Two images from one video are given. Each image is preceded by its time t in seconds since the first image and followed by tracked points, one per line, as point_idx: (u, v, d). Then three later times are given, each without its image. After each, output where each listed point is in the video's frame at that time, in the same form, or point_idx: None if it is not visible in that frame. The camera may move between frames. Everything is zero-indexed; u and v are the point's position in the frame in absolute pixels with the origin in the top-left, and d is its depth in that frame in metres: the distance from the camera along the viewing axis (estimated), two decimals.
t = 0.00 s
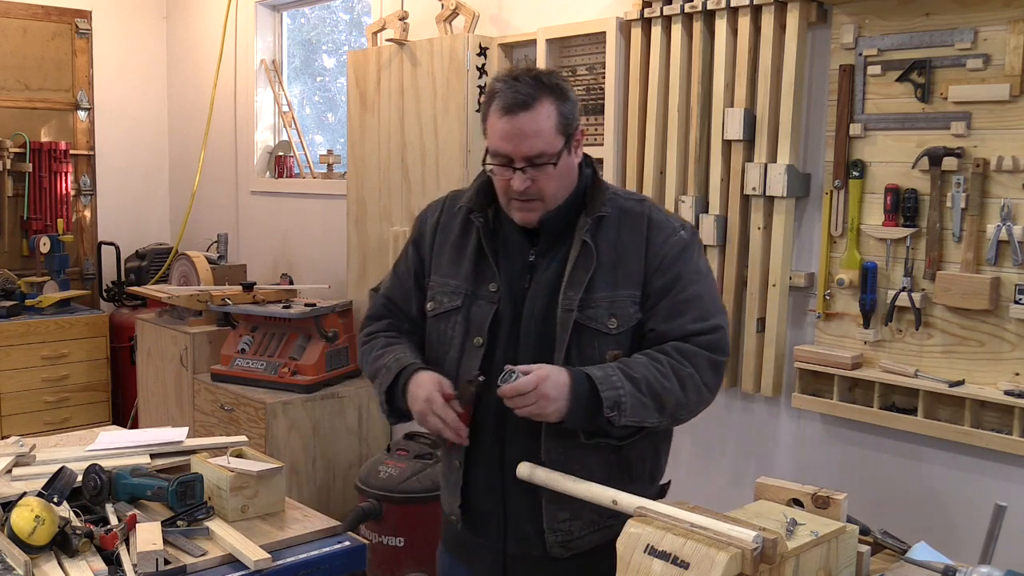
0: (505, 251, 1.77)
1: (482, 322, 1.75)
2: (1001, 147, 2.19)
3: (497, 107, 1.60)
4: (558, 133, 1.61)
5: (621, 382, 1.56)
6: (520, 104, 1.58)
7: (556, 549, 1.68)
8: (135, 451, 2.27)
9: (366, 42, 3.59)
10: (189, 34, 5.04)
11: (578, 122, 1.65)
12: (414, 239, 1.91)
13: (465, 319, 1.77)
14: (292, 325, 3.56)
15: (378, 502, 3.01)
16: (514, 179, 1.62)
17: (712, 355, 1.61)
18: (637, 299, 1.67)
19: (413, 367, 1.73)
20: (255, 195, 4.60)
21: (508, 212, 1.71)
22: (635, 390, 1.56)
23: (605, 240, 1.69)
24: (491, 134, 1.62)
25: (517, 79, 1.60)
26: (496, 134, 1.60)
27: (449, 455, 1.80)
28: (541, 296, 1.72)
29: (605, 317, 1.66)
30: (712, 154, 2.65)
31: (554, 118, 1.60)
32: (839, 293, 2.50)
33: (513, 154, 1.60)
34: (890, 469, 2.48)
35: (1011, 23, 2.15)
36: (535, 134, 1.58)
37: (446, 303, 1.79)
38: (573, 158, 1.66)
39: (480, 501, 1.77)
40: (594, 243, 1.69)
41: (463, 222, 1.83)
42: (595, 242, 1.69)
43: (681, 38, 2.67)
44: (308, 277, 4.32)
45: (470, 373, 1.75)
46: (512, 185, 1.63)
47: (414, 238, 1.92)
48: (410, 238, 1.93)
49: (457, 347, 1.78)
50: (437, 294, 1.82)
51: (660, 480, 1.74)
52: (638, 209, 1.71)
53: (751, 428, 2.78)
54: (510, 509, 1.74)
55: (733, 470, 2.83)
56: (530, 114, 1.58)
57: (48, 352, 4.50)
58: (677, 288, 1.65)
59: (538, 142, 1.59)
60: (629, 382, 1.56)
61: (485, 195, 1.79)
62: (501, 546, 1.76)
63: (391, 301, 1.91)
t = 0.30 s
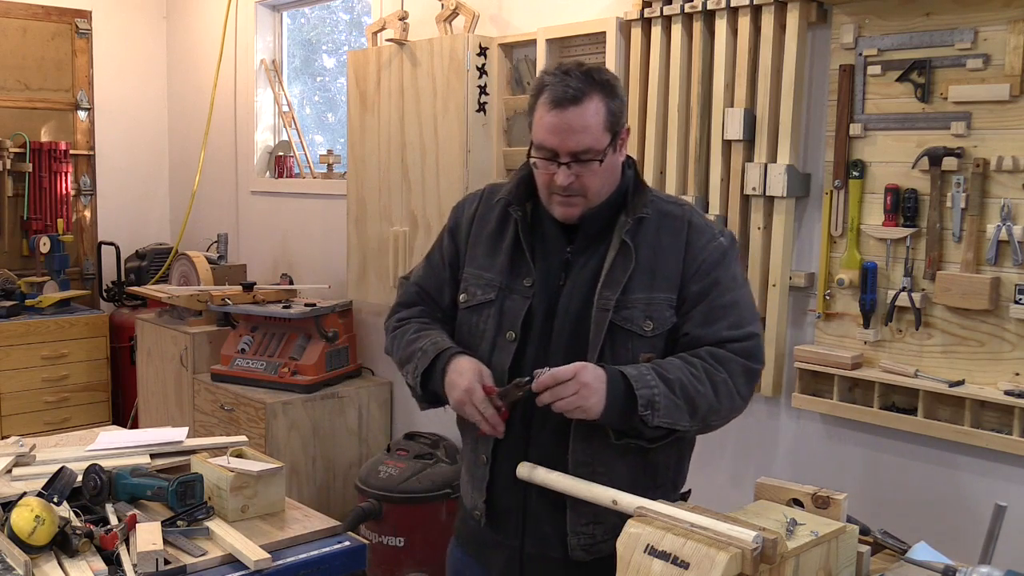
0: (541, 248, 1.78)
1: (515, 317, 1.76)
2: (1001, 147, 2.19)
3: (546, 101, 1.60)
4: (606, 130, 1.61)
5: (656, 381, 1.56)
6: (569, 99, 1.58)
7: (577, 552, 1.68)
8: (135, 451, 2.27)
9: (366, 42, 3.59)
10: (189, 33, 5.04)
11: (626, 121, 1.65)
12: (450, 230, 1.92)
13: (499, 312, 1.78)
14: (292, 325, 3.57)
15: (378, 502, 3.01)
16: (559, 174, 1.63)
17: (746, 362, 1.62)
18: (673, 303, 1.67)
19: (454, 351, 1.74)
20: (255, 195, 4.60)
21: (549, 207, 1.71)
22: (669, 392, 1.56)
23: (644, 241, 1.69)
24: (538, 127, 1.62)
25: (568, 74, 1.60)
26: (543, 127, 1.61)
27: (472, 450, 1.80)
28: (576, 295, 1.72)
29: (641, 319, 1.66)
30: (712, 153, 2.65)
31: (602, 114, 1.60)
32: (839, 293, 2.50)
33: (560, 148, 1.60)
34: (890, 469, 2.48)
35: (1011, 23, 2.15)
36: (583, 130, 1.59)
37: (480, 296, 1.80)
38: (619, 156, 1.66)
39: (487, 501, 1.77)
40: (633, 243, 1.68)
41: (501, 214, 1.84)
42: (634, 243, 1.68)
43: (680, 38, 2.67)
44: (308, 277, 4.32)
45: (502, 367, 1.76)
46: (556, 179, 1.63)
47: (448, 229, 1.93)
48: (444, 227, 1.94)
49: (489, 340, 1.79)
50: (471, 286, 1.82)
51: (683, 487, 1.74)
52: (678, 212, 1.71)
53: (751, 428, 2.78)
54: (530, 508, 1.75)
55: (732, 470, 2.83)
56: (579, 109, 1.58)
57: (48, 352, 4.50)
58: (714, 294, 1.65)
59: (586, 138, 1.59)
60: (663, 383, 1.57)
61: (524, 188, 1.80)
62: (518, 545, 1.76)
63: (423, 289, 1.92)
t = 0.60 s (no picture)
0: (557, 248, 1.78)
1: (529, 316, 1.76)
2: (1001, 147, 2.19)
3: (567, 100, 1.61)
4: (627, 131, 1.61)
5: (667, 383, 1.56)
6: (591, 98, 1.59)
7: (582, 555, 1.69)
8: (135, 451, 2.27)
9: (367, 42, 3.59)
10: (189, 33, 5.04)
11: (646, 123, 1.66)
12: (469, 226, 1.92)
13: (513, 310, 1.78)
14: (292, 325, 3.57)
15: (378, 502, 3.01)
16: (578, 173, 1.63)
17: (760, 370, 1.62)
18: (688, 307, 1.67)
19: (474, 348, 1.75)
20: (255, 195, 4.60)
21: (567, 207, 1.72)
22: (680, 395, 1.56)
23: (661, 244, 1.69)
24: (559, 126, 1.63)
25: (590, 73, 1.60)
26: (564, 126, 1.61)
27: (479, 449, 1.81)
28: (590, 297, 1.72)
29: (654, 322, 1.66)
30: (712, 153, 2.65)
31: (624, 115, 1.61)
32: (839, 293, 2.49)
33: (580, 148, 1.61)
34: (890, 469, 2.48)
35: (1011, 23, 2.15)
36: (604, 130, 1.59)
37: (495, 293, 1.81)
38: (639, 157, 1.66)
39: (492, 501, 1.78)
40: (650, 246, 1.68)
41: (518, 212, 1.84)
42: (651, 246, 1.68)
43: (680, 38, 2.67)
44: (308, 277, 4.32)
45: (514, 365, 1.77)
46: (575, 179, 1.64)
47: (466, 225, 1.94)
48: (462, 223, 1.95)
49: (503, 339, 1.79)
50: (486, 283, 1.83)
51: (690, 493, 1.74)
52: (696, 217, 1.71)
53: (751, 428, 2.78)
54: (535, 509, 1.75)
55: (732, 470, 2.83)
56: (600, 110, 1.59)
57: (48, 352, 4.50)
58: (729, 299, 1.65)
59: (606, 139, 1.60)
60: (674, 386, 1.57)
61: (543, 187, 1.80)
62: (523, 545, 1.76)
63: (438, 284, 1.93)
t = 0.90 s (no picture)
0: (559, 249, 1.78)
1: (528, 316, 1.76)
2: (1001, 147, 2.19)
3: (561, 102, 1.61)
4: (622, 131, 1.61)
5: (662, 386, 1.56)
6: (584, 99, 1.59)
7: (578, 555, 1.68)
8: (135, 451, 2.27)
9: (367, 42, 3.59)
10: (189, 33, 5.04)
11: (644, 122, 1.66)
12: (472, 227, 1.93)
13: (513, 310, 1.78)
14: (292, 325, 3.57)
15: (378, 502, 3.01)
16: (574, 174, 1.63)
17: (758, 373, 1.62)
18: (687, 309, 1.67)
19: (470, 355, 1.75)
20: (255, 195, 4.60)
21: (566, 208, 1.72)
22: (675, 398, 1.56)
23: (662, 245, 1.68)
24: (554, 128, 1.63)
25: (584, 74, 1.61)
26: (558, 128, 1.62)
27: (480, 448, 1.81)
28: (591, 296, 1.72)
29: (653, 324, 1.66)
30: (712, 153, 2.65)
31: (618, 115, 1.61)
32: (839, 293, 2.49)
33: (575, 149, 1.61)
34: (890, 469, 2.48)
35: (1011, 23, 2.15)
36: (598, 130, 1.60)
37: (496, 294, 1.81)
38: (636, 157, 1.66)
39: (492, 501, 1.78)
40: (651, 247, 1.68)
41: (520, 213, 1.85)
42: (652, 247, 1.68)
43: (680, 38, 2.67)
44: (308, 277, 4.32)
45: (513, 365, 1.77)
46: (571, 180, 1.64)
47: (468, 226, 1.94)
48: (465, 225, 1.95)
49: (502, 339, 1.79)
50: (487, 283, 1.83)
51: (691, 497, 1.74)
52: (699, 218, 1.71)
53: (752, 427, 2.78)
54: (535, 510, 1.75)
55: (732, 470, 2.82)
56: (594, 110, 1.60)
57: (48, 352, 4.50)
58: (730, 302, 1.64)
59: (601, 139, 1.60)
60: (670, 388, 1.57)
61: (544, 189, 1.81)
62: (521, 545, 1.76)
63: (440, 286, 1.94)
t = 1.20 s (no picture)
0: (552, 249, 1.78)
1: (519, 315, 1.76)
2: (1001, 147, 2.20)
3: (528, 106, 1.69)
4: (582, 129, 1.63)
5: (656, 393, 1.55)
6: (543, 101, 1.66)
7: (566, 554, 1.68)
8: (136, 451, 2.27)
9: (366, 42, 3.59)
10: (189, 33, 5.04)
11: (618, 121, 1.65)
12: (469, 229, 1.95)
13: (505, 309, 1.79)
14: (292, 325, 3.57)
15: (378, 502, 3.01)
16: (539, 174, 1.67)
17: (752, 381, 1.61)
18: (681, 313, 1.66)
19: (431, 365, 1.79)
20: (255, 195, 4.60)
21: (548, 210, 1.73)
22: (669, 405, 1.56)
23: (655, 248, 1.68)
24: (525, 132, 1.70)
25: (551, 79, 1.67)
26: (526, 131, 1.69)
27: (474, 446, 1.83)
28: (583, 296, 1.72)
29: (645, 327, 1.66)
30: (712, 153, 2.65)
31: (578, 115, 1.64)
32: (839, 293, 2.49)
33: (536, 150, 1.66)
34: (890, 468, 2.48)
35: (1011, 22, 2.15)
36: (555, 130, 1.64)
37: (489, 293, 1.82)
38: (607, 158, 1.65)
39: (491, 500, 1.78)
40: (644, 250, 1.68)
41: (516, 213, 1.86)
42: (645, 251, 1.68)
43: (680, 38, 2.67)
44: (308, 277, 4.32)
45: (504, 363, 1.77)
46: (538, 179, 1.67)
47: (467, 229, 1.96)
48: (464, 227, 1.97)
49: (494, 336, 1.80)
50: (482, 283, 1.84)
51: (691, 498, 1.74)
52: (696, 220, 1.70)
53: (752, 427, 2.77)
54: (525, 509, 1.75)
55: (732, 470, 2.82)
56: (552, 110, 1.65)
57: (48, 352, 4.50)
58: (727, 307, 1.64)
59: (558, 138, 1.63)
60: (664, 396, 1.56)
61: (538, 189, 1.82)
62: (519, 546, 1.76)
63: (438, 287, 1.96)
